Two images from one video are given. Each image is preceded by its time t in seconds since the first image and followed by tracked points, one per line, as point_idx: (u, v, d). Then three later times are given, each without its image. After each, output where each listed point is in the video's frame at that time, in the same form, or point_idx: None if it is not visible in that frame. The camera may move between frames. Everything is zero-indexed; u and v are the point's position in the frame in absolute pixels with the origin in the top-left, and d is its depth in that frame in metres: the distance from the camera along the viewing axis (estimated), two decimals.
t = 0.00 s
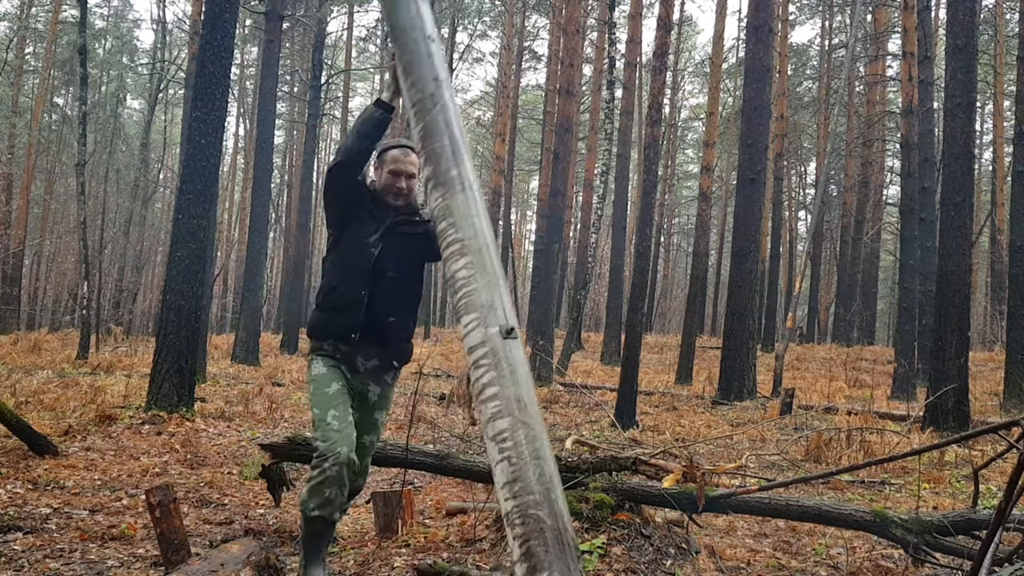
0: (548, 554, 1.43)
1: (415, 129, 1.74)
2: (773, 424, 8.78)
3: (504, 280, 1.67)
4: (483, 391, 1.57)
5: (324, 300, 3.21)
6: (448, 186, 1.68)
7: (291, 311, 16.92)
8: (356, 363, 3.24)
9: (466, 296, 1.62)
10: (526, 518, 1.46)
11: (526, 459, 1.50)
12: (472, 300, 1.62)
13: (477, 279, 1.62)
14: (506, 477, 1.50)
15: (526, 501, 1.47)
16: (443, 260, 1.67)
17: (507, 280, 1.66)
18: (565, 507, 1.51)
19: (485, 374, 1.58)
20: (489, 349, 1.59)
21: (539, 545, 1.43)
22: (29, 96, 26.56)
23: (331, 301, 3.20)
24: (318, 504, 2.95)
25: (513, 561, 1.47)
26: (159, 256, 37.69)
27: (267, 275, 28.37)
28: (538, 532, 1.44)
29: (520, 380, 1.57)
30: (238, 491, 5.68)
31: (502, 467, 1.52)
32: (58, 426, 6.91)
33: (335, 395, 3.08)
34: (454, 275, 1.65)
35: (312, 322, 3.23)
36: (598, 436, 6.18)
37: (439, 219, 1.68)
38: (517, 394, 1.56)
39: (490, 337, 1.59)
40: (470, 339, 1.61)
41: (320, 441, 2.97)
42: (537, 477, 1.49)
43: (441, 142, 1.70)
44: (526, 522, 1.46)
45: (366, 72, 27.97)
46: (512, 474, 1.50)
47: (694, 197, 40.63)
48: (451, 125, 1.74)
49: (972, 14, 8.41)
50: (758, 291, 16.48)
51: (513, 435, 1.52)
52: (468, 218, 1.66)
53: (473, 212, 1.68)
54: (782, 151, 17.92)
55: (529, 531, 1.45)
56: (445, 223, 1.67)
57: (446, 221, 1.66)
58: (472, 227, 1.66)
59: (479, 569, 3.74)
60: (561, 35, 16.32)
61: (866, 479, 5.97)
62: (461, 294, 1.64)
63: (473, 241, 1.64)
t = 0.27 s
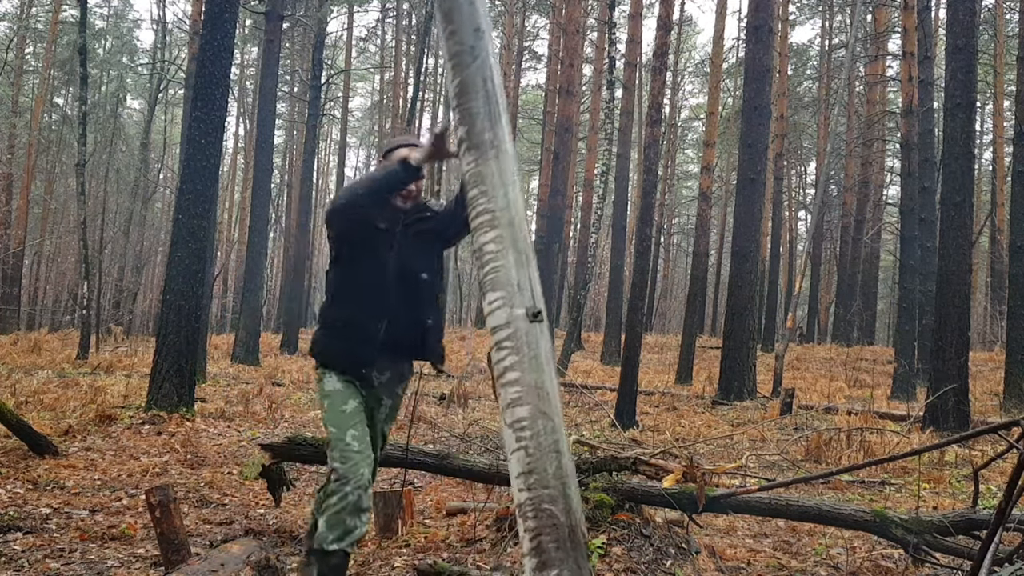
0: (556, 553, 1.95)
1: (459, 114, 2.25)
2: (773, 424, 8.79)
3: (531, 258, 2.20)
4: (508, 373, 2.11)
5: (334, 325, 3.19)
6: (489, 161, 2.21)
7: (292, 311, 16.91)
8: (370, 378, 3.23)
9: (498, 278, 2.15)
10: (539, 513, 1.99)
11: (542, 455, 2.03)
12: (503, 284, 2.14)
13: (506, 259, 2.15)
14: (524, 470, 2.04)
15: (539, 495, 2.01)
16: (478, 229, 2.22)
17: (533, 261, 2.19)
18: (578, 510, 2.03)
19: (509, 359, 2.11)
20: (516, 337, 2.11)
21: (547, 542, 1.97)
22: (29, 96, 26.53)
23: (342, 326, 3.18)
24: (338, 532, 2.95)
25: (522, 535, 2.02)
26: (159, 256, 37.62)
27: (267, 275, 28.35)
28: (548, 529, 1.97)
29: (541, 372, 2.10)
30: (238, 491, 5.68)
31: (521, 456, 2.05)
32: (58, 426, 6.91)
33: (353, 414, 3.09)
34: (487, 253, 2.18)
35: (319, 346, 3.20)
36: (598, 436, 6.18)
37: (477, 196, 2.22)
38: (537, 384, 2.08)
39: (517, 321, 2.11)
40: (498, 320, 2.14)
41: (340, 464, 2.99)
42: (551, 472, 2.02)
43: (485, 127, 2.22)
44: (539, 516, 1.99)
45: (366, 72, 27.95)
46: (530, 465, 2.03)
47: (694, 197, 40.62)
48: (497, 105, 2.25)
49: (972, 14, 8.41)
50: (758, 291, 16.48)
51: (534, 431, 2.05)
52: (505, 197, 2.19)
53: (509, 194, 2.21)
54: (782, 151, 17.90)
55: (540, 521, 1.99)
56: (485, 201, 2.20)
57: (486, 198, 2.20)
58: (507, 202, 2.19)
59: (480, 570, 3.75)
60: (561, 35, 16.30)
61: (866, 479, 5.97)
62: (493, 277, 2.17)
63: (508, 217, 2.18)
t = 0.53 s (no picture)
0: (569, 554, 1.98)
1: (495, 75, 2.20)
2: (773, 424, 8.79)
3: (556, 236, 2.20)
4: (530, 358, 2.12)
5: (361, 329, 2.84)
6: (526, 130, 2.17)
7: (292, 312, 16.86)
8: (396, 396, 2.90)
9: (524, 258, 2.15)
10: (553, 510, 2.01)
11: (560, 449, 2.05)
12: (529, 265, 2.14)
13: (534, 237, 2.15)
14: (541, 462, 2.06)
15: (556, 490, 2.02)
16: (507, 200, 2.19)
17: (560, 241, 2.19)
18: (590, 510, 2.06)
19: (532, 343, 2.12)
20: (540, 321, 2.12)
21: (560, 541, 1.99)
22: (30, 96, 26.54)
23: (371, 331, 2.84)
24: (346, 555, 2.75)
25: (534, 529, 2.04)
26: (159, 256, 37.65)
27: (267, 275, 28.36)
28: (562, 527, 1.99)
29: (562, 361, 2.11)
30: (238, 491, 5.69)
31: (538, 449, 2.07)
32: (58, 426, 6.92)
33: (377, 436, 2.81)
34: (516, 230, 2.17)
35: (343, 352, 2.88)
36: (598, 436, 6.18)
37: (509, 167, 2.18)
38: (558, 373, 2.10)
39: (542, 305, 2.12)
40: (523, 304, 2.14)
41: (357, 486, 2.76)
42: (569, 468, 2.04)
43: (523, 95, 2.18)
44: (553, 512, 2.01)
45: (366, 72, 27.95)
46: (547, 459, 2.05)
47: (694, 197, 40.63)
48: (536, 74, 2.22)
49: (972, 14, 8.41)
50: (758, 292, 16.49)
51: (553, 424, 2.06)
52: (539, 171, 2.17)
53: (543, 169, 2.19)
54: (781, 152, 17.91)
55: (555, 517, 2.01)
56: (518, 173, 2.16)
57: (519, 170, 2.16)
58: (539, 175, 2.17)
59: (480, 569, 3.76)
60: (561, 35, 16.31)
61: (866, 479, 5.97)
62: (519, 256, 2.16)
63: (541, 193, 2.16)
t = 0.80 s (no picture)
0: (574, 554, 2.11)
1: (518, 58, 2.30)
2: (773, 424, 8.79)
3: (573, 229, 2.30)
4: (541, 352, 2.23)
5: (388, 317, 2.95)
6: (545, 111, 2.28)
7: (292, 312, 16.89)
8: (421, 402, 2.99)
9: (540, 249, 2.26)
10: (560, 509, 2.14)
11: (569, 448, 2.16)
12: (544, 255, 2.26)
13: (550, 227, 2.26)
14: (549, 461, 2.17)
15: (563, 489, 2.14)
16: (525, 187, 2.31)
17: (575, 230, 2.30)
18: (596, 509, 2.18)
19: (544, 336, 2.23)
20: (552, 314, 2.23)
21: (566, 541, 2.12)
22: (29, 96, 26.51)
23: (397, 318, 2.93)
24: (352, 553, 2.96)
25: (541, 525, 2.16)
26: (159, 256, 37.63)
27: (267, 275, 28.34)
28: (568, 527, 2.12)
29: (573, 356, 2.23)
30: (238, 491, 5.68)
31: (547, 446, 2.18)
32: (58, 426, 6.92)
33: (391, 443, 2.96)
34: (533, 218, 2.29)
35: (371, 343, 2.99)
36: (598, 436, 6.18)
37: (527, 149, 2.30)
38: (569, 369, 2.21)
39: (556, 298, 2.23)
40: (537, 297, 2.26)
41: (366, 487, 2.96)
42: (576, 467, 2.16)
43: (546, 71, 2.28)
44: (560, 512, 2.13)
45: (366, 72, 27.94)
46: (555, 456, 2.16)
47: (694, 197, 40.60)
48: (557, 48, 2.32)
49: (972, 14, 8.40)
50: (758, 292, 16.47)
51: (563, 422, 2.18)
52: (556, 156, 2.28)
53: (559, 152, 2.30)
54: (782, 151, 17.89)
55: (562, 513, 2.13)
56: (535, 157, 2.28)
57: (537, 156, 2.28)
58: (556, 164, 2.28)
59: (480, 570, 3.78)
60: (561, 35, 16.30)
61: (866, 479, 5.98)
62: (534, 246, 2.28)
63: (557, 177, 2.28)
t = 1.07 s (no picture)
0: (577, 554, 2.11)
1: (530, 48, 2.30)
2: (773, 424, 8.79)
3: (583, 225, 2.30)
4: (548, 350, 2.22)
5: (412, 311, 2.89)
6: (555, 103, 2.27)
7: (292, 313, 16.91)
8: (441, 385, 2.90)
9: (549, 244, 2.25)
10: (564, 509, 2.13)
11: (575, 447, 2.16)
12: (553, 251, 2.25)
13: (559, 222, 2.25)
14: (554, 460, 2.16)
15: (567, 490, 2.14)
16: (533, 178, 2.30)
17: (584, 225, 2.29)
18: (599, 509, 2.18)
19: (551, 334, 2.22)
20: (560, 312, 2.23)
21: (569, 542, 2.12)
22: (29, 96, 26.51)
23: (422, 310, 2.88)
24: (384, 551, 2.77)
25: (544, 525, 2.16)
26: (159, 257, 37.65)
27: (267, 275, 28.36)
28: (572, 527, 2.12)
29: (580, 354, 2.22)
30: (238, 491, 5.69)
31: (552, 445, 2.17)
32: (58, 426, 6.92)
33: (415, 424, 2.80)
34: (542, 212, 2.27)
35: (398, 342, 2.90)
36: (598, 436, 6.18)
37: (537, 141, 2.29)
38: (576, 367, 2.21)
39: (564, 295, 2.22)
40: (545, 292, 2.25)
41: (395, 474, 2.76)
42: (582, 468, 2.16)
43: (557, 62, 2.28)
44: (564, 512, 2.13)
45: (366, 72, 27.95)
46: (561, 456, 2.16)
47: (694, 197, 40.60)
48: (569, 36, 2.31)
49: (972, 14, 8.40)
50: (758, 291, 16.48)
51: (569, 421, 2.17)
52: (566, 150, 2.28)
53: (569, 144, 2.30)
54: (781, 152, 17.89)
55: (567, 512, 2.13)
56: (546, 150, 2.27)
57: (547, 149, 2.27)
58: (566, 156, 2.28)
59: (480, 569, 3.79)
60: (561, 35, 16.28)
61: (866, 479, 5.98)
62: (543, 241, 2.27)
63: (568, 171, 2.27)
